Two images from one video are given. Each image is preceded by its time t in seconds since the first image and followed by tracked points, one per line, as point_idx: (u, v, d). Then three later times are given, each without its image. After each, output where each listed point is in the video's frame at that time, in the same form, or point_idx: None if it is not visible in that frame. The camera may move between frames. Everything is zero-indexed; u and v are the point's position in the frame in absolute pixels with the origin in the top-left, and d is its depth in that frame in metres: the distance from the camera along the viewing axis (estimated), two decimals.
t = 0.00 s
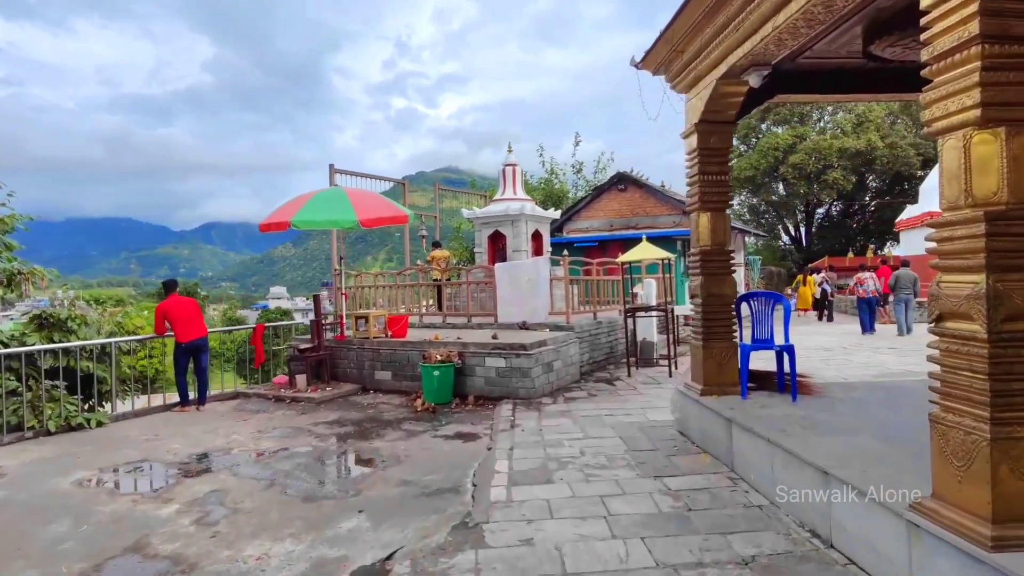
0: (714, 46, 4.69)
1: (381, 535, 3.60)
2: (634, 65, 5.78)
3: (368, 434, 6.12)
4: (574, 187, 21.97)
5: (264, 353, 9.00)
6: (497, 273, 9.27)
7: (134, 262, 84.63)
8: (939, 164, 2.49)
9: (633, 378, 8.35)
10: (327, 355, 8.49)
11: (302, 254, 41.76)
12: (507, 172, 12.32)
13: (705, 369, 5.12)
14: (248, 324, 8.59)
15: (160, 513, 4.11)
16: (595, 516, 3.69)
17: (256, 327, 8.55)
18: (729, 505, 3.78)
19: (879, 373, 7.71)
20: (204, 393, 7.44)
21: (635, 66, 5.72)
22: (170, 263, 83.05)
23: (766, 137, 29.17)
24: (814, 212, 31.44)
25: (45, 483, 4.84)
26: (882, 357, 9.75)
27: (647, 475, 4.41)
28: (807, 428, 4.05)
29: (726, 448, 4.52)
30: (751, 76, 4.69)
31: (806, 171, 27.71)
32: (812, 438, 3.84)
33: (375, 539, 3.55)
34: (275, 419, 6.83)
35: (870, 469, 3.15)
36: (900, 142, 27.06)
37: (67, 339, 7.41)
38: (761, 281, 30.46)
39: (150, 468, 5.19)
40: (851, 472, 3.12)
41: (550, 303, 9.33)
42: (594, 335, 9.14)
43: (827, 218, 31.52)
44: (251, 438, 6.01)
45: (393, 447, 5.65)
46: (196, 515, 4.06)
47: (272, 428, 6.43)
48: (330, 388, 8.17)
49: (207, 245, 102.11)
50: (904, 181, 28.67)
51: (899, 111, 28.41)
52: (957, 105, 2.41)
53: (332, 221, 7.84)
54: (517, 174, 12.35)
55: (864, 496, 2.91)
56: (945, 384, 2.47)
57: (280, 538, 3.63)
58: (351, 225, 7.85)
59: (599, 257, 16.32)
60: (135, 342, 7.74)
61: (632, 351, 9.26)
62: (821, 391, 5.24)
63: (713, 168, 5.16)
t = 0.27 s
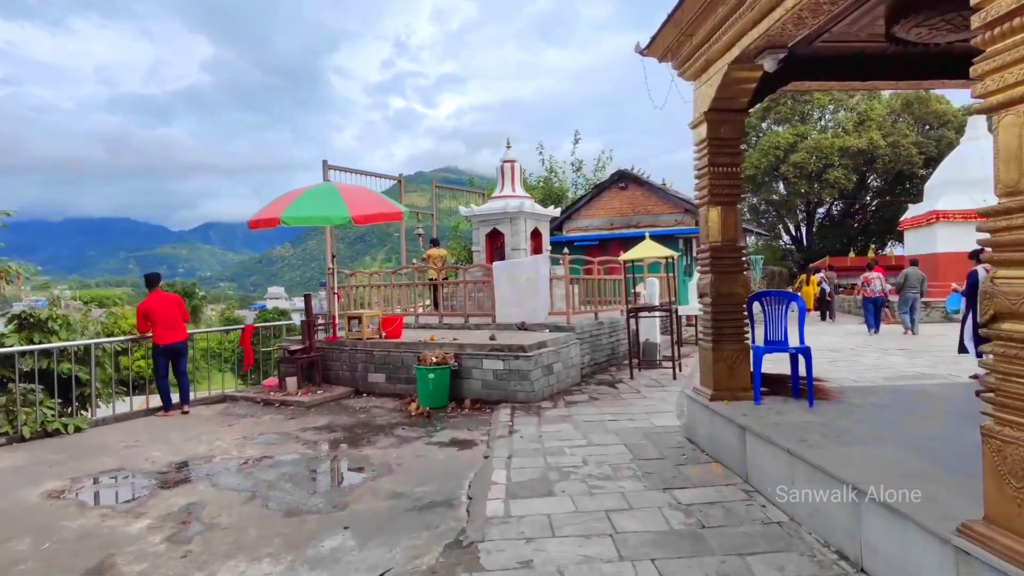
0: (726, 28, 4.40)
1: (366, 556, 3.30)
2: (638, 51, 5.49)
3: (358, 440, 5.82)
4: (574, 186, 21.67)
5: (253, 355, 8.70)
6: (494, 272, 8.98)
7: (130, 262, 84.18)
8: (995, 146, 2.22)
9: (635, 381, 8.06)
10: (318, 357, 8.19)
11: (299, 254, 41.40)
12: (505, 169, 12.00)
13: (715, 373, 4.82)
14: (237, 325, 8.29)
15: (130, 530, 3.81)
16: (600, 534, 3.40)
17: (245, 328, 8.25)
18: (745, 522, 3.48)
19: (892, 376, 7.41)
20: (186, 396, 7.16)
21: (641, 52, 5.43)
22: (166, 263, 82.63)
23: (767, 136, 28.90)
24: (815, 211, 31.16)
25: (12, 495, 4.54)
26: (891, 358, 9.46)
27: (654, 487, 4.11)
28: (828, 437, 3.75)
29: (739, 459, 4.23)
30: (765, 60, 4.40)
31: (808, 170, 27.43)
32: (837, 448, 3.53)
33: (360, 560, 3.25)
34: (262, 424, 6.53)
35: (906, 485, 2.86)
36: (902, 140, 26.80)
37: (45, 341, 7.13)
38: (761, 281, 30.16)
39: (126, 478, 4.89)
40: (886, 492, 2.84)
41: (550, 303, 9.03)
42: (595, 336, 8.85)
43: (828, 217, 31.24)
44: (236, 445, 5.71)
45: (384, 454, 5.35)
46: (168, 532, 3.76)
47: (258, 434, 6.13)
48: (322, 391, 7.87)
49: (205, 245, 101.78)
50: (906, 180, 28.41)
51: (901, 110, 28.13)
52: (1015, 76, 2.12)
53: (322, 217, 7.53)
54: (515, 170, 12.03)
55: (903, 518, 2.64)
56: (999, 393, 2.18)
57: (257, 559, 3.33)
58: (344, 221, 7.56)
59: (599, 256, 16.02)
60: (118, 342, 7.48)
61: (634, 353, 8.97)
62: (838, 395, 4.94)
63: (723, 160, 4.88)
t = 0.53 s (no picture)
0: (740, 13, 4.10)
1: None
2: (644, 40, 5.19)
3: (348, 451, 5.52)
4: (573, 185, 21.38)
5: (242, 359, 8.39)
6: (492, 272, 8.68)
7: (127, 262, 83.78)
8: None
9: (638, 386, 7.76)
10: (310, 362, 7.88)
11: (295, 254, 41.07)
12: (503, 166, 11.69)
13: (727, 382, 4.53)
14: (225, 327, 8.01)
15: (96, 555, 3.51)
16: (607, 562, 3.10)
17: (233, 331, 7.96)
18: (766, 549, 3.19)
19: (905, 382, 7.12)
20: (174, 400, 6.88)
21: (647, 41, 5.13)
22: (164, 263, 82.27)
23: (767, 135, 28.63)
24: (815, 211, 30.90)
25: None
26: (902, 362, 9.17)
27: (664, 506, 3.81)
28: (854, 454, 3.45)
29: (755, 476, 3.93)
30: (781, 47, 4.10)
31: (809, 169, 27.17)
32: (862, 467, 3.24)
33: None
34: (248, 433, 6.23)
35: (950, 516, 2.56)
36: (904, 139, 26.54)
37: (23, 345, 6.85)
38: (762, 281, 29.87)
39: (99, 494, 4.59)
40: (926, 521, 2.55)
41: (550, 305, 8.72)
42: (597, 339, 8.56)
43: (828, 217, 30.95)
44: (219, 457, 5.41)
45: (375, 466, 5.04)
46: (137, 558, 3.46)
47: (243, 444, 5.82)
48: (313, 397, 7.57)
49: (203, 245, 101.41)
50: (908, 179, 28.13)
51: (903, 108, 27.84)
52: None
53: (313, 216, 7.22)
54: (514, 168, 11.72)
55: (946, 552, 2.35)
56: None
57: None
58: (336, 220, 7.26)
59: (599, 256, 15.72)
60: (102, 346, 7.20)
61: (637, 357, 8.67)
62: (857, 405, 4.64)
63: (736, 154, 4.59)
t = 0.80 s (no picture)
0: None
1: None
2: (651, 25, 4.92)
3: (338, 460, 5.23)
4: (573, 184, 21.11)
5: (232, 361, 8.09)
6: (490, 271, 8.39)
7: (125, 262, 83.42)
8: None
9: (642, 390, 7.48)
10: (301, 364, 7.60)
11: (293, 254, 40.77)
12: (502, 163, 11.41)
13: (741, 387, 4.24)
14: (213, 329, 7.72)
15: None
16: None
17: (222, 333, 7.68)
18: (791, 573, 2.90)
19: (920, 386, 6.84)
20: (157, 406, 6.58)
21: (654, 26, 4.85)
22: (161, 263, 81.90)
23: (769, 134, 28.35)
24: (817, 210, 30.64)
25: None
26: (913, 364, 8.89)
27: (675, 524, 3.51)
28: (884, 468, 3.17)
29: (775, 490, 3.64)
30: (800, 28, 3.82)
31: (810, 168, 26.89)
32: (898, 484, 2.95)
33: None
34: (234, 440, 5.94)
35: (1005, 542, 2.27)
36: (906, 138, 26.29)
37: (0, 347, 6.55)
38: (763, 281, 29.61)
39: (70, 506, 4.31)
40: (979, 549, 2.27)
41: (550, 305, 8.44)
42: (599, 341, 8.27)
43: (830, 216, 30.70)
44: (201, 466, 5.12)
45: (366, 476, 4.76)
46: None
47: (228, 452, 5.54)
48: (304, 402, 7.28)
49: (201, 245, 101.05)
50: (911, 179, 27.88)
51: (905, 107, 27.59)
52: None
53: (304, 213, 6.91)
54: (513, 165, 11.42)
55: None
56: None
57: None
58: (329, 216, 6.96)
59: (600, 255, 15.45)
60: (85, 348, 6.90)
61: (640, 359, 8.38)
62: (879, 412, 4.35)
63: (750, 144, 4.31)
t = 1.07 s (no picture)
0: None
1: None
2: (658, 13, 4.66)
3: (329, 470, 4.98)
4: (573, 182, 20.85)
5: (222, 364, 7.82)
6: (489, 272, 8.14)
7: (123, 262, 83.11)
8: None
9: (647, 395, 7.23)
10: (293, 368, 7.34)
11: (291, 253, 40.50)
12: (501, 161, 11.15)
13: (756, 396, 3.99)
14: (203, 331, 7.46)
15: None
16: None
17: (212, 335, 7.42)
18: None
19: (935, 392, 6.60)
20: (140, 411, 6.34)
21: (662, 14, 4.60)
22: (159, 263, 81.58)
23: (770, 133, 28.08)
24: (818, 210, 30.41)
25: None
26: (924, 368, 8.64)
27: (689, 545, 3.25)
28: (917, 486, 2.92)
29: (795, 508, 3.39)
30: (821, 12, 3.57)
31: (812, 167, 26.65)
32: (937, 506, 2.69)
33: None
34: (221, 449, 5.69)
35: None
36: (909, 137, 26.05)
37: None
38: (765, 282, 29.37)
39: (42, 523, 4.05)
40: None
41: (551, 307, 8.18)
42: (601, 344, 8.02)
43: (832, 216, 30.47)
44: (184, 478, 4.87)
45: (358, 488, 4.51)
46: None
47: (214, 462, 5.28)
48: (295, 407, 7.03)
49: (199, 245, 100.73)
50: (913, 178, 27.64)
51: (908, 106, 27.34)
52: None
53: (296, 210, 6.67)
54: (513, 163, 11.16)
55: None
56: None
57: None
58: (321, 216, 6.69)
59: (601, 255, 15.20)
60: (68, 351, 6.62)
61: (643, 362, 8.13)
62: (902, 422, 4.10)
63: (765, 137, 4.06)
